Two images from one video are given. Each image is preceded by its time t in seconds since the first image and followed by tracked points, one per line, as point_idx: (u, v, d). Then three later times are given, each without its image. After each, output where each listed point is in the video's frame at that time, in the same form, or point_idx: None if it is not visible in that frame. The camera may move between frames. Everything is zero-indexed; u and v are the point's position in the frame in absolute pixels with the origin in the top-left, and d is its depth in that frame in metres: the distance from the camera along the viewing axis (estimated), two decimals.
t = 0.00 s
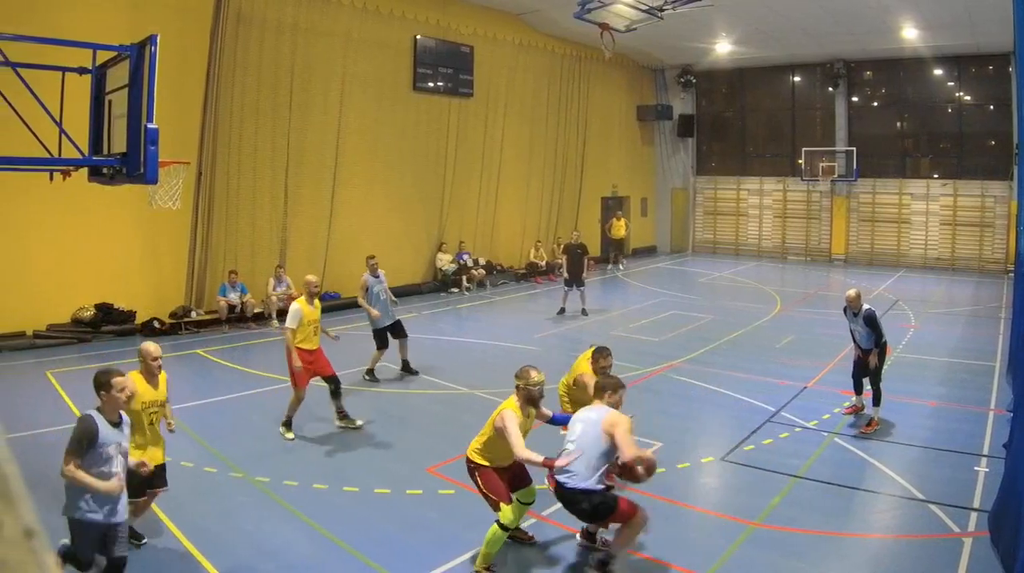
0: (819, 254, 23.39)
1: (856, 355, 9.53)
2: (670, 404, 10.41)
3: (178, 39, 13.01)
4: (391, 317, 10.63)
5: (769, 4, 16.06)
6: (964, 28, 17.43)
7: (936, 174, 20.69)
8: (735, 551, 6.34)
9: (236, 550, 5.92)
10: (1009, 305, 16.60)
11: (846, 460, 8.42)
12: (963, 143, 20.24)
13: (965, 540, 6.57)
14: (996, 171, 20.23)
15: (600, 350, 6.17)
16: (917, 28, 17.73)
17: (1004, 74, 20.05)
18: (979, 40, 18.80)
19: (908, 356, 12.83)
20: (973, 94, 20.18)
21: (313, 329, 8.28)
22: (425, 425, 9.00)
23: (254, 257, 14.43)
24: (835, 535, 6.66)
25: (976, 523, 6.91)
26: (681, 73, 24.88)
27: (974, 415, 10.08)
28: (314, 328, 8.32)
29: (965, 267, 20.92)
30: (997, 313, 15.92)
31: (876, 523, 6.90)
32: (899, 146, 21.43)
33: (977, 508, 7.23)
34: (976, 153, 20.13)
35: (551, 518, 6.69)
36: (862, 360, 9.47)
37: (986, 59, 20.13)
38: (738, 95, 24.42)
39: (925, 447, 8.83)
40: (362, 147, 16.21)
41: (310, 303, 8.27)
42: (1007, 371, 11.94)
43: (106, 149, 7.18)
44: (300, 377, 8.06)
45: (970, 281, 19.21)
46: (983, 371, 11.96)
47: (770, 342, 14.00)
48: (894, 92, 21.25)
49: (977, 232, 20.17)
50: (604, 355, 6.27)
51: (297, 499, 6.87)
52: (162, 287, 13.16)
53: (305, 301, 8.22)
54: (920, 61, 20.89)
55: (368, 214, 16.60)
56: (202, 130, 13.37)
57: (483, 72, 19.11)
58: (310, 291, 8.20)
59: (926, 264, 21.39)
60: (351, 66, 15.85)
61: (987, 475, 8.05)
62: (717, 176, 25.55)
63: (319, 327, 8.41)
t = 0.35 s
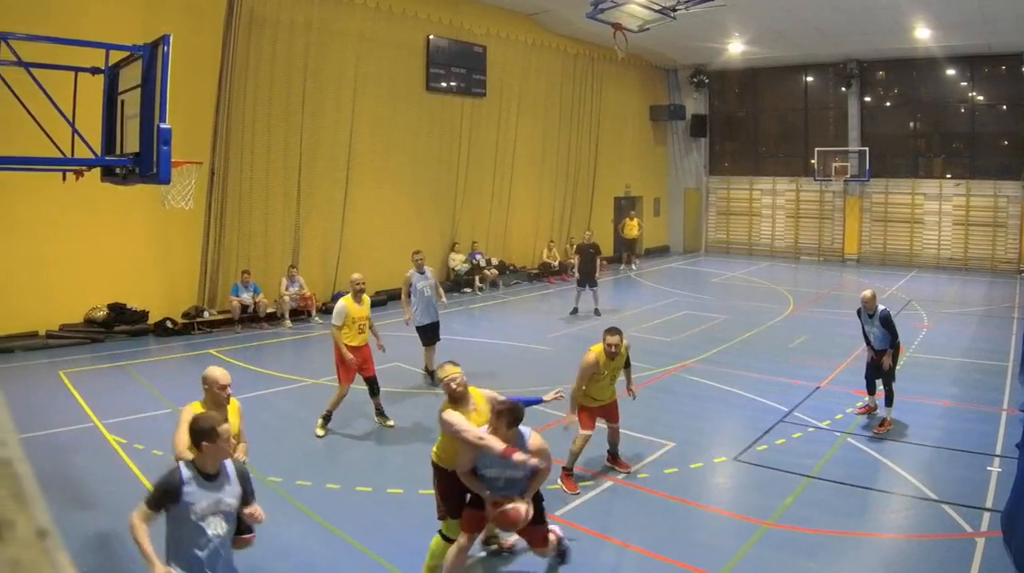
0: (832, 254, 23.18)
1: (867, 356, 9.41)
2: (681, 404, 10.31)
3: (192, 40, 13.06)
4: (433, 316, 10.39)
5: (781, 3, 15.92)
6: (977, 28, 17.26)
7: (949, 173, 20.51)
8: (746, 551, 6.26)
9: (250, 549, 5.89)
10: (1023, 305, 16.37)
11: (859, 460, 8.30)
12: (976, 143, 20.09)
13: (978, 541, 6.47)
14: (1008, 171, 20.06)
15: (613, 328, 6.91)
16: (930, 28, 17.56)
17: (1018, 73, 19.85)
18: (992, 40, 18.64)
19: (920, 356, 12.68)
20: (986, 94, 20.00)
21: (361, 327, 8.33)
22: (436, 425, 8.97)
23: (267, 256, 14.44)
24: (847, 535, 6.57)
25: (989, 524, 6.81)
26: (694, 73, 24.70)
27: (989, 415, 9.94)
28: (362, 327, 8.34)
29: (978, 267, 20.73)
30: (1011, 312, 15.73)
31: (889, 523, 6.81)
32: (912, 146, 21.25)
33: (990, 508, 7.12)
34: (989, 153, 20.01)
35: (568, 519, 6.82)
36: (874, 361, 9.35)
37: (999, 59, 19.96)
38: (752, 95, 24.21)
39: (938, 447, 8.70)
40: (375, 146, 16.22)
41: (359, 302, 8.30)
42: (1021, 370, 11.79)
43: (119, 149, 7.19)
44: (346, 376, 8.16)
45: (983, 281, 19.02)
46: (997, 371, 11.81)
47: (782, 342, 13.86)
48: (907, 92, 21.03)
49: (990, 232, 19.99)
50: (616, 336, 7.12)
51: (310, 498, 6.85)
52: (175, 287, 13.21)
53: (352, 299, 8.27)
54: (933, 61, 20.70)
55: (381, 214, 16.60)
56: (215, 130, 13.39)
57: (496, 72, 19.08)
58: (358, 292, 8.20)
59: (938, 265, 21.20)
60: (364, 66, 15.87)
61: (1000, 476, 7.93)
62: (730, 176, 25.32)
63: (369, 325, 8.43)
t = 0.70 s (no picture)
0: (845, 255, 22.98)
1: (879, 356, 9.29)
2: (693, 405, 10.21)
3: (205, 40, 13.10)
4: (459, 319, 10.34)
5: (793, 3, 15.83)
6: (991, 28, 17.13)
7: (962, 173, 20.33)
8: (759, 551, 6.17)
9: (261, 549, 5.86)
10: None
11: (873, 460, 8.18)
12: (988, 143, 19.97)
13: (991, 541, 6.37)
14: (1022, 171, 19.89)
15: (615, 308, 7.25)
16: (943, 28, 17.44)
17: None
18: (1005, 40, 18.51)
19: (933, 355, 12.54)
20: (999, 94, 19.84)
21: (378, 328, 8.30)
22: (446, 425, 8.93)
23: (279, 256, 14.46)
24: (861, 535, 6.47)
25: (1002, 524, 6.71)
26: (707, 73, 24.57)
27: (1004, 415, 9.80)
28: (375, 328, 8.27)
29: (991, 267, 20.56)
30: None
31: (904, 523, 6.70)
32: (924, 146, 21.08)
33: (1003, 508, 7.01)
34: (1002, 153, 19.88)
35: (580, 519, 6.75)
36: (886, 361, 9.23)
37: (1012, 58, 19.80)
38: (764, 95, 24.04)
39: (951, 447, 8.57)
40: (387, 146, 16.24)
41: (376, 304, 8.26)
42: None
43: (132, 149, 7.21)
44: (352, 373, 8.20)
45: (997, 281, 18.83)
46: (1012, 370, 11.65)
47: (795, 342, 13.72)
48: (920, 92, 20.85)
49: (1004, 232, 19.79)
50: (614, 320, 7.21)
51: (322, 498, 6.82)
52: (187, 288, 13.26)
53: (366, 299, 8.23)
54: (946, 61, 20.55)
55: (393, 214, 16.61)
56: (228, 130, 13.42)
57: (509, 71, 19.05)
58: (371, 293, 8.14)
59: (951, 265, 21.01)
60: (376, 65, 15.88)
61: (1015, 476, 7.81)
62: (743, 176, 25.11)
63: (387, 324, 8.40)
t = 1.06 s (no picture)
0: (857, 255, 22.80)
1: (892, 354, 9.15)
2: (705, 404, 10.12)
3: (218, 41, 13.13)
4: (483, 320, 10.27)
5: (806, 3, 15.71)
6: (1004, 28, 17.00)
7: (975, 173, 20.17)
8: (772, 551, 6.09)
9: (273, 550, 5.83)
10: None
11: (887, 460, 8.05)
12: (1001, 143, 19.80)
13: (1004, 540, 6.27)
14: None
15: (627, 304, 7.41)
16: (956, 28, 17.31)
17: None
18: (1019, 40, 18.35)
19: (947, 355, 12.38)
20: (1013, 94, 19.67)
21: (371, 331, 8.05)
22: (458, 425, 8.88)
23: (292, 256, 14.47)
24: (875, 535, 6.36)
25: (1016, 524, 6.60)
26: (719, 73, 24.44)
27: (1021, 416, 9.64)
28: (369, 331, 8.01)
29: (1004, 267, 20.39)
30: None
31: (918, 523, 6.59)
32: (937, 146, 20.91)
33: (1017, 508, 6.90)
34: (1016, 153, 19.71)
35: (593, 520, 6.67)
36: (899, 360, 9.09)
37: None
38: (778, 95, 23.86)
39: (965, 447, 8.44)
40: (400, 146, 16.25)
41: (366, 307, 8.06)
42: None
43: (145, 149, 7.22)
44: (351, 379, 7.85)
45: (1011, 281, 18.66)
46: None
47: (808, 342, 13.58)
48: (933, 92, 20.68)
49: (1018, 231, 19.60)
50: (624, 315, 7.32)
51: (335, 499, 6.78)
52: (200, 288, 13.29)
53: (359, 302, 8.09)
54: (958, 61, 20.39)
55: (406, 213, 16.61)
56: (241, 130, 13.44)
57: (522, 71, 19.01)
58: (363, 293, 8.02)
59: (964, 265, 20.85)
60: (389, 66, 15.88)
61: None
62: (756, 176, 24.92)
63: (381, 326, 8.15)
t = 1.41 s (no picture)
0: (870, 254, 22.60)
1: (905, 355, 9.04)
2: (718, 404, 10.03)
3: (231, 41, 13.17)
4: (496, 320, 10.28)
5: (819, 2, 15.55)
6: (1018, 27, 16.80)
7: (988, 173, 19.95)
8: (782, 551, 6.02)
9: (285, 550, 5.82)
10: None
11: (899, 460, 7.93)
12: (1015, 143, 19.56)
13: (1016, 541, 6.16)
14: None
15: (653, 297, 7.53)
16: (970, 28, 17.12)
17: None
18: None
19: (961, 355, 12.21)
20: None
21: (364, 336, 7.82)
22: (469, 426, 8.85)
23: (304, 257, 14.49)
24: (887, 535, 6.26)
25: None
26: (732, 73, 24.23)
27: None
28: (361, 337, 7.79)
29: (1018, 267, 20.18)
30: None
31: (931, 523, 6.48)
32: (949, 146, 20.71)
33: None
34: None
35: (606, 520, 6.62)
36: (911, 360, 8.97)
37: None
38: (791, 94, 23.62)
39: (978, 447, 8.30)
40: (413, 147, 16.28)
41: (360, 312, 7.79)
42: None
43: (158, 149, 7.24)
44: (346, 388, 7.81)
45: None
46: None
47: (820, 342, 13.44)
48: (946, 92, 20.45)
49: None
50: (645, 306, 7.40)
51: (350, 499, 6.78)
52: (213, 288, 13.34)
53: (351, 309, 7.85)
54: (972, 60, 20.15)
55: (419, 213, 16.64)
56: (253, 131, 13.47)
57: (535, 71, 18.98)
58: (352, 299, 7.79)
59: (977, 265, 20.64)
60: (401, 67, 15.89)
61: None
62: (769, 176, 24.72)
63: (375, 331, 7.88)
